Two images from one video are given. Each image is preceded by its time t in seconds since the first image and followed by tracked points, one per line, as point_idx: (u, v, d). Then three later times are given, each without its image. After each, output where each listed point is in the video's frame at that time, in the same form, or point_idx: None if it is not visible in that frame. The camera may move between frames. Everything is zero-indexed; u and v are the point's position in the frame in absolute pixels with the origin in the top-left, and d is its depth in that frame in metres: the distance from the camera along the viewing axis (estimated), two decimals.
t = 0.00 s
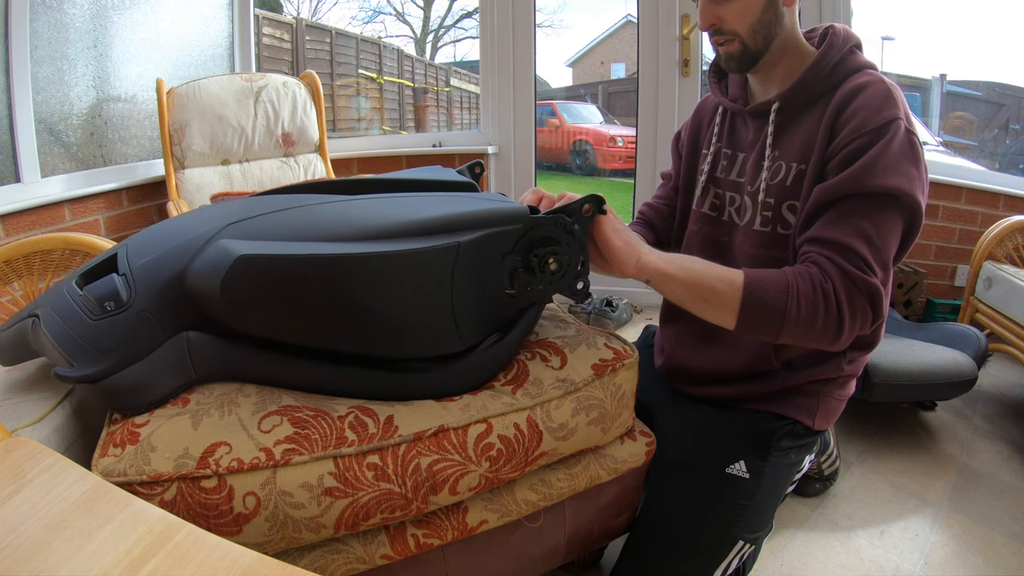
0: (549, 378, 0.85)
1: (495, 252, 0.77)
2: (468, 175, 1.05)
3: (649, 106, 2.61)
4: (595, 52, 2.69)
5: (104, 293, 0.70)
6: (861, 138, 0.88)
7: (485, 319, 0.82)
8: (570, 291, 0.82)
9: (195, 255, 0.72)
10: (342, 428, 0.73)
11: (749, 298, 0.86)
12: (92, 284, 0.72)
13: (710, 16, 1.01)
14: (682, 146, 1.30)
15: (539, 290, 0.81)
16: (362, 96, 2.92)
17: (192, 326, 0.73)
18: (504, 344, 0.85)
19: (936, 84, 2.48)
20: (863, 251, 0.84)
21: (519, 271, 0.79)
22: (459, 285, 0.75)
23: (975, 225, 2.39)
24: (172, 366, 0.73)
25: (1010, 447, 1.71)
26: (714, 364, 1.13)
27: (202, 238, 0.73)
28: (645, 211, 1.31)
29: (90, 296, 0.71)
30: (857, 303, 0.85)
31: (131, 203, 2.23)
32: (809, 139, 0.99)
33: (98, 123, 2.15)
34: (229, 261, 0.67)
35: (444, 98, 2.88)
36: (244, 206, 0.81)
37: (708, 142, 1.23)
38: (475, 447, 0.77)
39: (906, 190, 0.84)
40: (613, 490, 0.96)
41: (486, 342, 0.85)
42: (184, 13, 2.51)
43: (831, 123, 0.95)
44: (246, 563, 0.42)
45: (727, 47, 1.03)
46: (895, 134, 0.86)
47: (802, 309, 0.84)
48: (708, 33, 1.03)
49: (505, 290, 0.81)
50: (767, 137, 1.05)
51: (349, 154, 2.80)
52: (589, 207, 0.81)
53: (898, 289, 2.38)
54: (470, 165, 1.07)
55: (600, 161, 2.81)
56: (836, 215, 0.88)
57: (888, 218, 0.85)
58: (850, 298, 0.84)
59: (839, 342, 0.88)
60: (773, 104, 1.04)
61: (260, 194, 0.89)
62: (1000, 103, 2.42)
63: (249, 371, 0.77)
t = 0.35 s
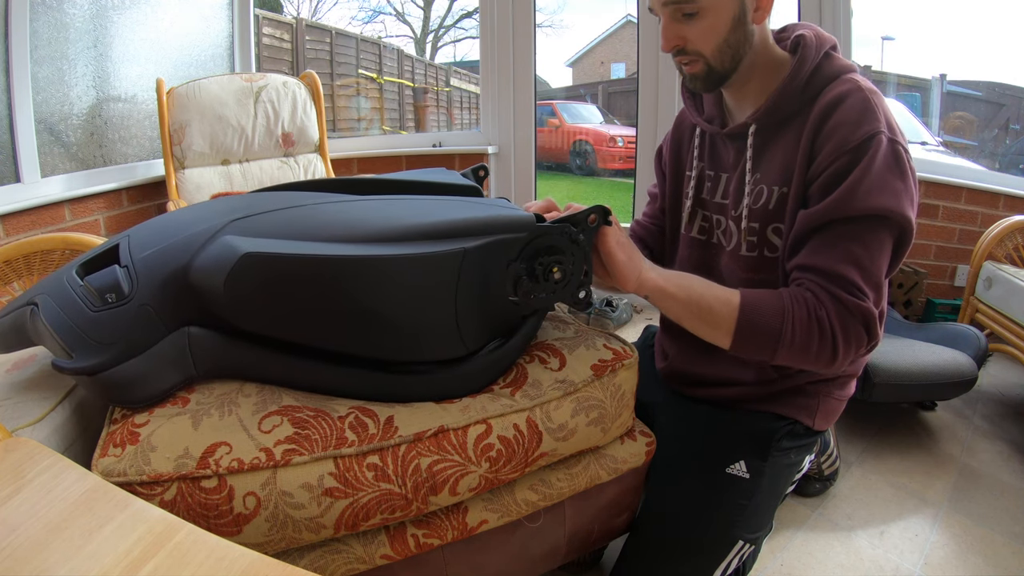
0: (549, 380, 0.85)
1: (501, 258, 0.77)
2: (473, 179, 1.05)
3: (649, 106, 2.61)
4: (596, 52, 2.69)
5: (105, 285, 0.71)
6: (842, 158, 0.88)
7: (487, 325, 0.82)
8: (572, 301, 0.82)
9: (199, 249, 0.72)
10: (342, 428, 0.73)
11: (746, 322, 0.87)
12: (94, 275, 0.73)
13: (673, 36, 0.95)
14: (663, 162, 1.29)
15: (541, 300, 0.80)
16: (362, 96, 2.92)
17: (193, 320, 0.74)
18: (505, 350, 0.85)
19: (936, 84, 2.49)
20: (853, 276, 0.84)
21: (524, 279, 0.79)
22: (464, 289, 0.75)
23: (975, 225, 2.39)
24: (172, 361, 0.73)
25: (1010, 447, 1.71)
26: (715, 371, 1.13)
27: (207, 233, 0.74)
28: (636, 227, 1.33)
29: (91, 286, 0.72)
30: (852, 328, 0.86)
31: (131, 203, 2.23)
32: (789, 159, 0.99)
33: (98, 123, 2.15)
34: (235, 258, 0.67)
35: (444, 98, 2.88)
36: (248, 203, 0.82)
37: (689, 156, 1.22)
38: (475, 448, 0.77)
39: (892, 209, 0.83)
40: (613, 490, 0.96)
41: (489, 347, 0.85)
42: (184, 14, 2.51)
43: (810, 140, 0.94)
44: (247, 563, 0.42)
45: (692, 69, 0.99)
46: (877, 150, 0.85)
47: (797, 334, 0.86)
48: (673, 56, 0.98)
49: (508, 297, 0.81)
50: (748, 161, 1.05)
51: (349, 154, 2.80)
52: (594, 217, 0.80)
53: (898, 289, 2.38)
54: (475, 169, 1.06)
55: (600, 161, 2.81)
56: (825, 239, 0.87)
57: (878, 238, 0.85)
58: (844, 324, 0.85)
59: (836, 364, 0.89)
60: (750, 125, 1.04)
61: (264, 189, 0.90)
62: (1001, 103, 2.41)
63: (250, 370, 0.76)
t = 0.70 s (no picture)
0: (548, 380, 0.85)
1: (502, 260, 0.77)
2: (473, 180, 1.05)
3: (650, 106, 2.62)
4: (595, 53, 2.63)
5: (106, 281, 0.71)
6: (817, 187, 0.87)
7: (488, 327, 0.82)
8: (573, 305, 0.83)
9: (201, 247, 0.72)
10: (342, 428, 0.73)
11: (737, 346, 0.89)
12: (95, 271, 0.73)
13: (619, 74, 0.93)
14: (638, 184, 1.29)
15: (542, 303, 0.80)
16: (362, 96, 2.92)
17: (192, 318, 0.73)
18: (505, 352, 0.85)
19: (936, 84, 2.49)
20: (839, 308, 0.84)
21: (524, 282, 0.79)
22: (465, 290, 0.75)
23: (975, 225, 2.39)
24: (172, 359, 0.73)
25: (1010, 447, 1.71)
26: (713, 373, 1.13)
27: (208, 231, 0.74)
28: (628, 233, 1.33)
29: (91, 282, 0.72)
30: (842, 357, 0.87)
31: (132, 203, 2.23)
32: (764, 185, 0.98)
33: (98, 123, 2.15)
34: (236, 257, 0.67)
35: (444, 98, 2.88)
36: (249, 202, 0.81)
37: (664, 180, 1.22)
38: (474, 448, 0.77)
39: (872, 237, 0.82)
40: (613, 490, 0.96)
41: (488, 349, 0.85)
42: (184, 14, 2.51)
43: (784, 166, 0.93)
44: (247, 562, 0.42)
45: (643, 106, 0.97)
46: (851, 177, 0.84)
47: (787, 359, 0.87)
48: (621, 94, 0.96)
49: (509, 301, 0.81)
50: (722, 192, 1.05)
51: (349, 154, 2.80)
52: (596, 223, 0.82)
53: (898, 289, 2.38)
54: (477, 170, 1.06)
55: (600, 161, 2.79)
56: (811, 268, 0.87)
57: (862, 266, 0.84)
58: (832, 353, 0.86)
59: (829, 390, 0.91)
60: (718, 157, 1.04)
61: (265, 187, 0.90)
62: (1001, 103, 2.41)
63: (249, 370, 0.76)
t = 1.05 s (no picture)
0: (546, 381, 0.85)
1: (501, 262, 0.77)
2: (473, 181, 1.05)
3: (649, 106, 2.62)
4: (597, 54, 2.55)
5: (106, 279, 0.71)
6: (801, 206, 0.87)
7: (487, 329, 0.82)
8: (573, 309, 0.82)
9: (201, 246, 0.72)
10: (342, 428, 0.73)
11: (732, 360, 0.90)
12: (95, 269, 0.73)
13: (591, 100, 0.94)
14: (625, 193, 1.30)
15: (542, 306, 0.80)
16: (362, 96, 2.92)
17: (192, 317, 0.73)
18: (504, 354, 0.85)
19: (937, 84, 2.49)
20: (831, 328, 0.85)
21: (525, 285, 0.79)
22: (465, 292, 0.75)
23: (975, 225, 2.39)
24: (171, 358, 0.73)
25: (1010, 448, 1.71)
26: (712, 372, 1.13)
27: (208, 230, 0.74)
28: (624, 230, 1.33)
29: (92, 279, 0.72)
30: (835, 373, 0.87)
31: (132, 203, 2.23)
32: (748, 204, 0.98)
33: (98, 123, 2.15)
34: (236, 257, 0.67)
35: (444, 98, 2.88)
36: (249, 201, 0.82)
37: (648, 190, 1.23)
38: (474, 448, 0.77)
39: (861, 254, 0.82)
40: (613, 490, 0.96)
41: (488, 351, 0.85)
42: (184, 14, 2.51)
43: (767, 184, 0.93)
44: (246, 563, 0.42)
45: (615, 131, 0.97)
46: (836, 193, 0.84)
47: (781, 376, 0.88)
48: (592, 120, 0.96)
49: (509, 302, 0.81)
50: (706, 208, 1.05)
51: (349, 154, 2.80)
52: (597, 227, 0.81)
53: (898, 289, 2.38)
54: (477, 170, 1.06)
55: (599, 162, 2.76)
56: (802, 287, 0.87)
57: (853, 283, 0.84)
58: (826, 371, 0.87)
59: (824, 406, 0.91)
60: (700, 176, 1.04)
61: (267, 186, 0.90)
62: (1001, 103, 2.42)
63: (250, 370, 0.76)
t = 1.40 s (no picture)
0: (547, 381, 0.85)
1: (501, 262, 0.77)
2: (473, 181, 1.05)
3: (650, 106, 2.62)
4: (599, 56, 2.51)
5: (106, 279, 0.71)
6: (791, 217, 0.87)
7: (486, 330, 0.81)
8: (573, 310, 0.81)
9: (201, 246, 0.72)
10: (342, 429, 0.73)
11: (728, 366, 0.90)
12: (95, 269, 0.73)
13: (576, 115, 0.94)
14: (621, 195, 1.30)
15: (542, 307, 0.80)
16: (362, 96, 2.92)
17: (192, 317, 0.73)
18: (504, 355, 0.85)
19: (936, 84, 2.49)
20: (826, 338, 0.84)
21: (525, 286, 0.79)
22: (465, 291, 0.75)
23: (975, 225, 2.39)
24: (171, 359, 0.73)
25: (1010, 448, 1.70)
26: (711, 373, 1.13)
27: (208, 230, 0.74)
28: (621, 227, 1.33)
29: (92, 280, 0.72)
30: (830, 382, 0.87)
31: (132, 203, 2.23)
32: (740, 213, 0.98)
33: (98, 123, 2.15)
34: (236, 257, 0.67)
35: (444, 98, 2.88)
36: (249, 201, 0.82)
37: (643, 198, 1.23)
38: (473, 448, 0.77)
39: (853, 264, 0.82)
40: (613, 490, 0.96)
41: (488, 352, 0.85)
42: (184, 14, 2.51)
43: (758, 193, 0.93)
44: (246, 563, 0.42)
45: (601, 146, 0.98)
46: (825, 202, 0.83)
47: (774, 384, 0.88)
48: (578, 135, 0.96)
49: (508, 303, 0.81)
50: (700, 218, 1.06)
51: (349, 154, 2.80)
52: (597, 227, 0.81)
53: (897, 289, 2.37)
54: (477, 171, 1.06)
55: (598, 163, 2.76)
56: (796, 297, 0.87)
57: (847, 292, 0.84)
58: (820, 380, 0.87)
59: (820, 414, 0.91)
60: (693, 187, 1.04)
61: (268, 185, 0.90)
62: (1000, 103, 2.42)
63: (250, 371, 0.76)
